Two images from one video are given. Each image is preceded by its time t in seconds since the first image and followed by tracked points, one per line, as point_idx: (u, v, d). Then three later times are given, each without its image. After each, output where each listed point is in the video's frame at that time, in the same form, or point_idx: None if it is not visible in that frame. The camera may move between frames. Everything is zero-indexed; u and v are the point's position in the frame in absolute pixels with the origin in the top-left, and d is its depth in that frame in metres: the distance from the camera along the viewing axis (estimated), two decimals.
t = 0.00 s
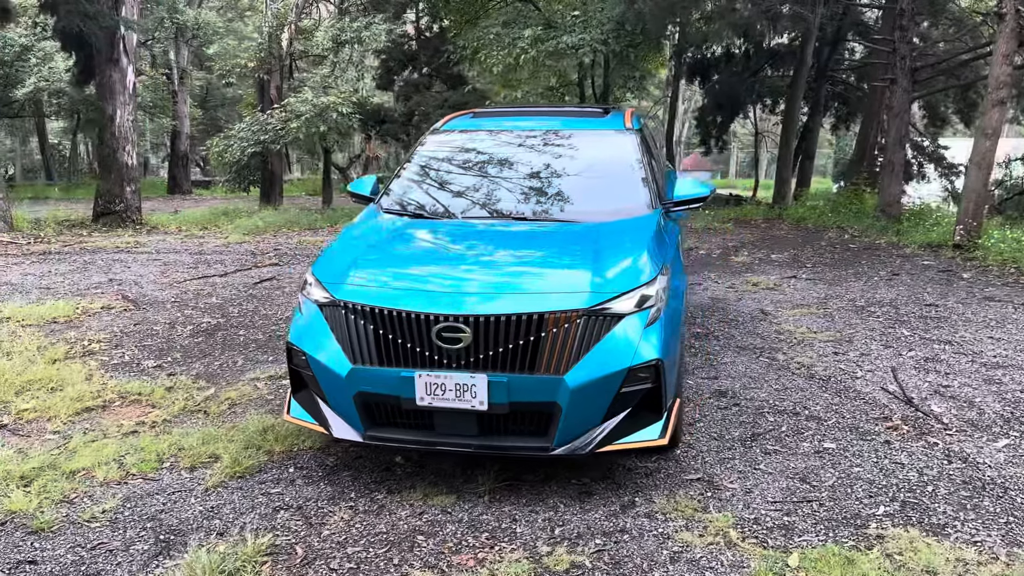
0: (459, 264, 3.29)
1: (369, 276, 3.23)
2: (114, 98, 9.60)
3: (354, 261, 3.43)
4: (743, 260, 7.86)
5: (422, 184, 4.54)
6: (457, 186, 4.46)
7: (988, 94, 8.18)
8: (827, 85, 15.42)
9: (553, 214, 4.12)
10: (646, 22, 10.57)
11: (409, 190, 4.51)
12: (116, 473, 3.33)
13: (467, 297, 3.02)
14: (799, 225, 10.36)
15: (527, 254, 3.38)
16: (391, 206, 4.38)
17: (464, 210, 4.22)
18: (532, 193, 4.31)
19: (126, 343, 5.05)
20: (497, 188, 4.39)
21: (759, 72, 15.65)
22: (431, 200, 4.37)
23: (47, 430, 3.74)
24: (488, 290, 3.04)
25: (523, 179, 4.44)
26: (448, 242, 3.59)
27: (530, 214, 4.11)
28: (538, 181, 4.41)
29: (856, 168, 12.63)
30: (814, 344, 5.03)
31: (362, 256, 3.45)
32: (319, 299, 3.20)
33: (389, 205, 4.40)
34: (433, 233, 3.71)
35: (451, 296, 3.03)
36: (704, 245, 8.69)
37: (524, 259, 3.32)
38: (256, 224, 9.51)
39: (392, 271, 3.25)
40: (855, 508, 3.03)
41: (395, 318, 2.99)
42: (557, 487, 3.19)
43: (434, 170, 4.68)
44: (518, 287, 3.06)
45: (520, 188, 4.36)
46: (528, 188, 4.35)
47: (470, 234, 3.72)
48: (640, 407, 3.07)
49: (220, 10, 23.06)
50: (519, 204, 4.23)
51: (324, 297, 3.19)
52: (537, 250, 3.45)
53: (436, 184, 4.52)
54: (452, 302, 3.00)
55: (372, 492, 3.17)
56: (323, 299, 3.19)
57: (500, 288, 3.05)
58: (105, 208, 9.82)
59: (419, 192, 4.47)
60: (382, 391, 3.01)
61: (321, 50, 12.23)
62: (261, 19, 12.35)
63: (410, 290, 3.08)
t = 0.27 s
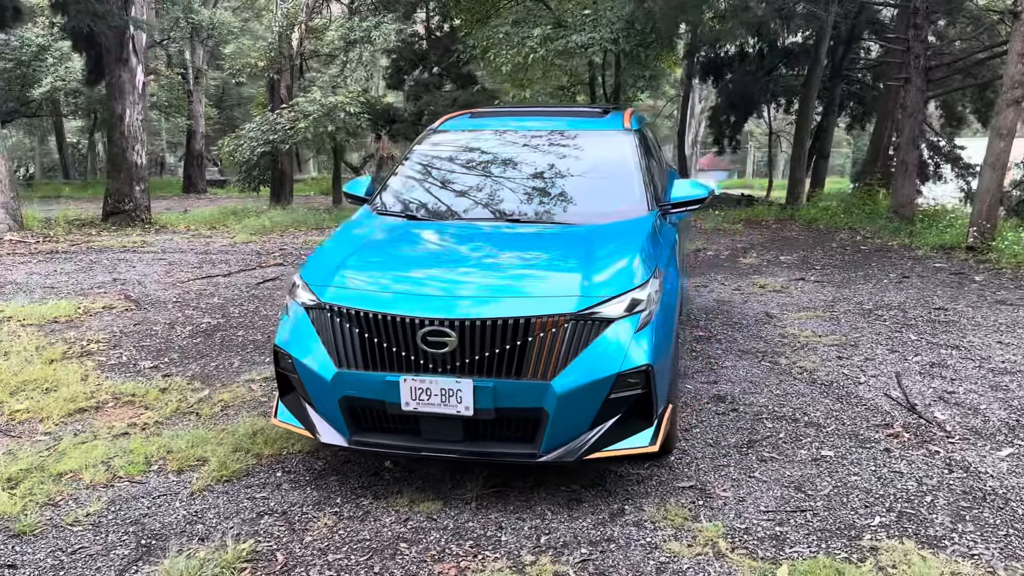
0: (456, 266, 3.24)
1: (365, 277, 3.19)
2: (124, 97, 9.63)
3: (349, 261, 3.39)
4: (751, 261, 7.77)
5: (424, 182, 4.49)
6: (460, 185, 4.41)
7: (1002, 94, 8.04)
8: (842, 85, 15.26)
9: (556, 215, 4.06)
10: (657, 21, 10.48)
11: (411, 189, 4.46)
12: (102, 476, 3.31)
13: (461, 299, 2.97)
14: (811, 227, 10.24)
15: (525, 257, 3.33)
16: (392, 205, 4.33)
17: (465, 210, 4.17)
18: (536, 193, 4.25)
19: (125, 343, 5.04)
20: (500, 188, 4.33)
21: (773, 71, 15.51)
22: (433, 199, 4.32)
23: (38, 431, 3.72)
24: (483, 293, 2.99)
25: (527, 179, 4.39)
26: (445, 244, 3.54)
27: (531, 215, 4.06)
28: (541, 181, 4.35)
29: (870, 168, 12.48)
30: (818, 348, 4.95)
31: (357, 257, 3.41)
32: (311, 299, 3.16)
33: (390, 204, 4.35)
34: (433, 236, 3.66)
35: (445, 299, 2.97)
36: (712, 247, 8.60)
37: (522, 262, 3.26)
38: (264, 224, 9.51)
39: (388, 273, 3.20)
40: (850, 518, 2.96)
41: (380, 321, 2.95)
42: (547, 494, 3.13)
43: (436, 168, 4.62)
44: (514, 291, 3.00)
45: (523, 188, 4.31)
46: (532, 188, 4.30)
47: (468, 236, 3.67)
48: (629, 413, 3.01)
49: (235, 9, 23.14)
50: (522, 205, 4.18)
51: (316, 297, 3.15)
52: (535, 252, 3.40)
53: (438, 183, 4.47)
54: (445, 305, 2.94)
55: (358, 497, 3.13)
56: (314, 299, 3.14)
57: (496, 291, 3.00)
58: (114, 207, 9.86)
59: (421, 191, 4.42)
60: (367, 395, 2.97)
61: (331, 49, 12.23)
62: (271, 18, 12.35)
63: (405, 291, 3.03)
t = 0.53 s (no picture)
0: (456, 268, 3.20)
1: (364, 277, 3.16)
2: (136, 97, 9.68)
3: (348, 262, 3.36)
4: (760, 263, 7.70)
5: (429, 181, 4.45)
6: (465, 185, 4.37)
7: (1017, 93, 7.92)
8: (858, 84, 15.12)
9: (561, 216, 4.02)
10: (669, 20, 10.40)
11: (416, 188, 4.43)
12: (97, 477, 3.30)
13: (462, 303, 2.93)
14: (823, 227, 10.14)
15: (526, 259, 3.29)
16: (396, 205, 4.30)
17: (470, 210, 4.13)
18: (541, 193, 4.21)
19: (128, 343, 5.05)
20: (505, 188, 4.30)
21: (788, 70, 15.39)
22: (437, 199, 4.28)
23: (36, 432, 3.73)
24: (482, 295, 2.95)
25: (532, 179, 4.34)
26: (445, 245, 3.50)
27: (535, 216, 4.02)
28: (547, 181, 4.31)
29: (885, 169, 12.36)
30: (824, 351, 4.88)
31: (357, 259, 3.38)
32: (309, 300, 3.13)
33: (394, 204, 4.32)
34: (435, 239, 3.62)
35: (443, 301, 2.94)
36: (722, 248, 8.53)
37: (524, 264, 3.22)
38: (273, 223, 9.53)
39: (388, 274, 3.17)
40: (846, 527, 2.91)
41: (371, 324, 2.92)
42: (540, 500, 3.10)
43: (442, 167, 4.59)
44: (514, 294, 2.96)
45: (529, 189, 4.27)
46: (537, 189, 4.26)
47: (470, 238, 3.63)
48: (623, 419, 2.98)
49: (251, 9, 23.22)
50: (527, 206, 4.14)
51: (315, 298, 3.12)
52: (536, 254, 3.36)
53: (443, 183, 4.43)
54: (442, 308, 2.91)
55: (350, 502, 3.11)
56: (312, 300, 3.11)
57: (496, 294, 2.96)
58: (126, 206, 9.92)
59: (426, 190, 4.39)
60: (357, 399, 2.94)
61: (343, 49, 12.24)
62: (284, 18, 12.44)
63: (404, 293, 3.00)
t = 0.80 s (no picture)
0: (457, 266, 3.18)
1: (364, 275, 3.15)
2: (147, 95, 9.75)
3: (349, 261, 3.35)
4: (768, 262, 7.65)
5: (434, 178, 4.43)
6: (470, 182, 4.35)
7: None
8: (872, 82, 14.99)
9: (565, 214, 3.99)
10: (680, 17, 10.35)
11: (421, 186, 4.41)
12: (93, 473, 3.32)
13: (463, 302, 2.91)
14: (834, 227, 10.06)
15: (527, 258, 3.27)
16: (400, 202, 4.29)
17: (473, 207, 4.11)
18: (546, 191, 4.19)
19: (132, 339, 5.08)
20: (510, 186, 4.28)
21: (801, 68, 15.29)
22: (442, 196, 4.26)
23: (36, 427, 3.76)
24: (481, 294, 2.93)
25: (536, 177, 4.32)
26: (447, 244, 3.49)
27: (538, 214, 3.99)
28: (551, 179, 4.29)
29: (898, 168, 12.26)
30: (827, 352, 4.84)
31: (358, 256, 3.37)
32: (307, 298, 3.12)
33: (398, 201, 4.31)
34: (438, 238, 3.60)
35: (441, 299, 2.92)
36: (730, 247, 8.49)
37: (524, 263, 3.20)
38: (282, 221, 9.56)
39: (387, 272, 3.16)
40: (839, 529, 2.88)
41: (363, 322, 2.92)
42: (532, 499, 3.09)
43: (447, 164, 4.57)
44: (512, 292, 2.94)
45: (533, 187, 4.24)
46: (542, 187, 4.24)
47: (471, 236, 3.61)
48: (615, 418, 2.96)
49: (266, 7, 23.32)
50: (532, 204, 4.11)
51: (313, 296, 3.10)
52: (539, 253, 3.34)
53: (448, 180, 4.41)
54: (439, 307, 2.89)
55: (342, 499, 3.11)
56: (310, 298, 3.10)
57: (498, 293, 2.94)
58: (137, 204, 10.00)
59: (430, 188, 4.37)
60: (349, 398, 2.94)
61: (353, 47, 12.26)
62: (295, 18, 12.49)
63: (404, 291, 2.98)
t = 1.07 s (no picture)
0: (453, 264, 3.19)
1: (361, 272, 3.16)
2: (157, 93, 9.85)
3: (345, 259, 3.35)
4: (772, 261, 7.64)
5: (435, 174, 4.42)
6: (470, 178, 4.34)
7: None
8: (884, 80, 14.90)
9: (564, 212, 3.98)
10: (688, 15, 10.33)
11: (422, 182, 4.40)
12: (87, 465, 3.38)
13: (460, 299, 2.93)
14: (841, 226, 10.02)
15: (524, 255, 3.29)
16: (401, 199, 4.30)
17: (474, 204, 4.12)
18: (546, 189, 4.17)
19: (133, 334, 5.14)
20: (510, 183, 4.26)
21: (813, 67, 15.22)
22: (442, 193, 4.26)
23: (34, 420, 3.82)
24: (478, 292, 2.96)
25: (536, 174, 4.30)
26: (445, 241, 3.50)
27: (537, 212, 3.99)
28: (551, 176, 4.27)
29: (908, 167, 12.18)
30: (823, 350, 4.84)
31: (355, 253, 3.38)
32: (304, 292, 3.12)
33: (399, 198, 4.32)
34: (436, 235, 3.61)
35: (436, 297, 2.94)
36: (735, 245, 8.47)
37: (520, 262, 3.21)
38: (289, 219, 9.64)
39: (384, 269, 3.17)
40: (820, 526, 2.89)
41: (348, 318, 2.96)
42: (516, 494, 3.12)
43: (447, 159, 4.55)
44: (507, 290, 2.96)
45: (533, 184, 4.23)
46: (542, 184, 4.22)
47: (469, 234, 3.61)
48: (598, 414, 2.99)
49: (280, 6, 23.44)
50: (531, 201, 4.10)
51: (310, 290, 3.11)
52: (536, 250, 3.35)
53: (448, 176, 4.40)
54: (434, 304, 2.91)
55: (329, 493, 3.15)
56: (307, 293, 3.10)
57: (495, 291, 2.96)
58: (147, 201, 10.11)
59: (431, 184, 4.37)
60: (335, 392, 2.98)
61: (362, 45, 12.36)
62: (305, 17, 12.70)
63: (401, 287, 3.01)
